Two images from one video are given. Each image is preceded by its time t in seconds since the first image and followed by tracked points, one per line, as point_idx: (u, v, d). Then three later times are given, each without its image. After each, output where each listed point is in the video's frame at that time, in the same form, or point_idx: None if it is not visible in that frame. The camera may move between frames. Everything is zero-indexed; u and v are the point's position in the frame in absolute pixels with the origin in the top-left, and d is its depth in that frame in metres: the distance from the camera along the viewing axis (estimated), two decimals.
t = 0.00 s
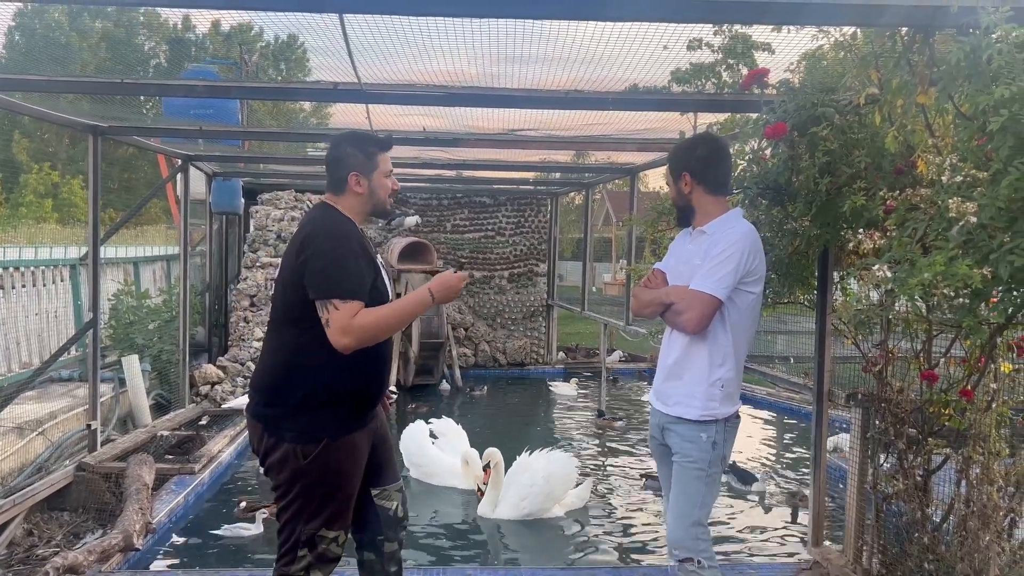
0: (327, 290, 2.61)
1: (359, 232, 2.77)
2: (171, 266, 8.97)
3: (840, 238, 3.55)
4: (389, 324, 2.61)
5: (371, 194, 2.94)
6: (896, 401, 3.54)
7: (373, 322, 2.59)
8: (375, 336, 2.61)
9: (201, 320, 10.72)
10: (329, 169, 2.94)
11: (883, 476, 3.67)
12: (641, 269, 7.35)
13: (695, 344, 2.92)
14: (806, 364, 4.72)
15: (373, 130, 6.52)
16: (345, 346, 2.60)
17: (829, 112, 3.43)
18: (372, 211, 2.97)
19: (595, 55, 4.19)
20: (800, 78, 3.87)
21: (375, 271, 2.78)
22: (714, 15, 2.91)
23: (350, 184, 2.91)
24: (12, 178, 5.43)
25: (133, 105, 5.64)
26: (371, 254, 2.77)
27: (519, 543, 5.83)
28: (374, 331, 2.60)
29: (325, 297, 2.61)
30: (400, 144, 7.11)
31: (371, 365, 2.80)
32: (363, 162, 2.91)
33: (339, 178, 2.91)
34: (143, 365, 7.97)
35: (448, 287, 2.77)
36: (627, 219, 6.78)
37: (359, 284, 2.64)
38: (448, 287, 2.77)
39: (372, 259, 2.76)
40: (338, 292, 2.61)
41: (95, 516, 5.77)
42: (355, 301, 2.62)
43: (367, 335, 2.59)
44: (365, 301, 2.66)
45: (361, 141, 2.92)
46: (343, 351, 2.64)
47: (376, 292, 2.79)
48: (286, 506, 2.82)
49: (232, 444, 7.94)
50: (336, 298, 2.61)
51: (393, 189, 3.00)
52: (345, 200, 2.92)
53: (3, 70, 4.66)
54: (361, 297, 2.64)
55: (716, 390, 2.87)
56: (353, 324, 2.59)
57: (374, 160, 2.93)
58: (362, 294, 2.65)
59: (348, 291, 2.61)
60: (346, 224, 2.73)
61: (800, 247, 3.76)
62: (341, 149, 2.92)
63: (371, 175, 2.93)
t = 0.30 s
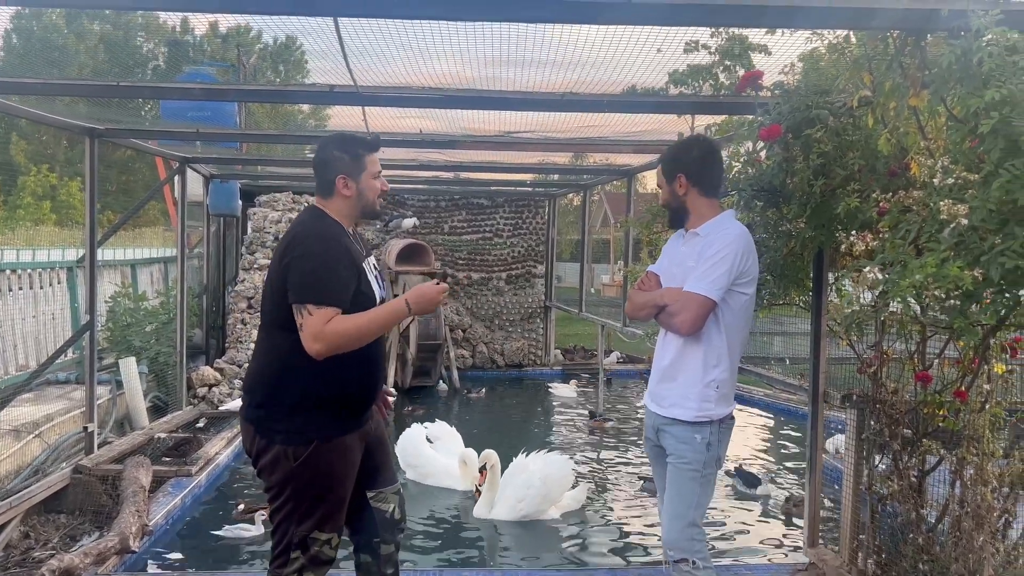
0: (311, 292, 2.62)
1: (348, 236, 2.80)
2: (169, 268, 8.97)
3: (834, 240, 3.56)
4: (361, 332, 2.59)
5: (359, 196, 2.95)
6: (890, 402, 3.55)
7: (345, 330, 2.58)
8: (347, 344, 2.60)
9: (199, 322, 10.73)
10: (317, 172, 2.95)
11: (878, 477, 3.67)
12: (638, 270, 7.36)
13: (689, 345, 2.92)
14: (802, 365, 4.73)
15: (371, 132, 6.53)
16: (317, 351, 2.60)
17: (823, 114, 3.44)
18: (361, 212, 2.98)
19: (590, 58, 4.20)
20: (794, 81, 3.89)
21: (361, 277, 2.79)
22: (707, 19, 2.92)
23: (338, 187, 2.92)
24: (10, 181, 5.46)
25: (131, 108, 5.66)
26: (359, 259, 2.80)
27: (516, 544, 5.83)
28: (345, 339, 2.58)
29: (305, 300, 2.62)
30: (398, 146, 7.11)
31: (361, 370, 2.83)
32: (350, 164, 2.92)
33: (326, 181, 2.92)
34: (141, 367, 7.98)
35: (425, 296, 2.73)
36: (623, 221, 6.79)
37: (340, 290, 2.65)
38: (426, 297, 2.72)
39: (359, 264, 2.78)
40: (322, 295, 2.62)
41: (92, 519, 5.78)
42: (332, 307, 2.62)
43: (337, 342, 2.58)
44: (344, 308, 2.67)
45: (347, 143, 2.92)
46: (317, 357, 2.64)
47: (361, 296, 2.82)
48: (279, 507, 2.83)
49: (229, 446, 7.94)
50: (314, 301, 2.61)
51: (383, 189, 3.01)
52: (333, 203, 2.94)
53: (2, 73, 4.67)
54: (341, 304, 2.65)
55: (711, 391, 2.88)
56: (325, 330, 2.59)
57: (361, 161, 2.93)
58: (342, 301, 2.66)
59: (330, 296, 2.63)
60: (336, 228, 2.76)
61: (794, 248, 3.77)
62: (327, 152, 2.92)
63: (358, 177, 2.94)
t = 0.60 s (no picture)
0: (299, 294, 2.62)
1: (338, 242, 2.82)
2: (166, 271, 8.96)
3: (830, 242, 3.57)
4: (344, 335, 2.61)
5: (350, 197, 2.96)
6: (886, 404, 3.55)
7: (329, 333, 2.60)
8: (331, 347, 2.62)
9: (196, 325, 10.71)
10: (308, 173, 2.95)
11: (875, 479, 3.68)
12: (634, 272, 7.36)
13: (686, 348, 2.92)
14: (799, 367, 4.73)
15: (367, 135, 6.53)
16: (301, 353, 2.61)
17: (819, 117, 3.46)
18: (353, 213, 2.99)
19: (587, 60, 4.20)
20: (790, 83, 3.90)
21: (351, 282, 2.80)
22: (704, 22, 2.93)
23: (329, 188, 2.93)
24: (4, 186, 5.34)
25: (128, 111, 5.65)
26: (348, 265, 2.81)
27: (514, 547, 5.83)
28: (330, 342, 2.60)
29: (292, 301, 2.62)
30: (395, 149, 7.11)
31: (354, 373, 2.84)
32: (340, 165, 2.93)
33: (317, 183, 2.93)
34: (137, 370, 7.96)
35: (413, 302, 2.72)
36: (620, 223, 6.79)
37: (327, 293, 2.66)
38: (415, 303, 2.72)
39: (348, 271, 2.80)
40: (310, 298, 2.63)
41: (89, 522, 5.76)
42: (317, 309, 2.63)
43: (322, 345, 2.60)
44: (330, 310, 2.67)
45: (337, 145, 2.93)
46: (303, 359, 2.66)
47: (352, 299, 2.82)
48: (271, 511, 2.83)
49: (226, 449, 7.93)
50: (300, 303, 2.62)
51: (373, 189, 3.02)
52: (324, 205, 2.94)
53: None
54: (328, 306, 2.66)
55: (707, 394, 2.88)
56: (310, 333, 2.60)
57: (351, 162, 2.94)
58: (329, 304, 2.67)
59: (318, 299, 2.64)
60: (326, 233, 2.78)
61: (791, 250, 3.78)
62: (318, 153, 2.92)
63: (349, 178, 2.95)
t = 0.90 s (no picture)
0: (294, 292, 2.62)
1: (332, 242, 2.82)
2: (163, 275, 8.94)
3: (827, 245, 3.56)
4: (335, 323, 2.56)
5: (344, 196, 2.95)
6: (884, 406, 3.54)
7: (322, 323, 2.56)
8: (325, 338, 2.57)
9: (193, 329, 10.69)
10: (300, 178, 2.96)
11: (873, 481, 3.67)
12: (632, 275, 7.35)
13: (684, 352, 2.92)
14: (796, 370, 4.72)
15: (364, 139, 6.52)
16: (300, 349, 2.59)
17: (815, 119, 3.46)
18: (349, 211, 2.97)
19: (584, 63, 4.20)
20: (787, 86, 3.90)
21: (345, 282, 2.80)
22: (700, 24, 2.92)
23: (321, 188, 2.92)
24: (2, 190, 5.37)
25: (125, 115, 5.65)
26: (342, 264, 2.81)
27: (512, 551, 5.82)
28: (324, 333, 2.56)
29: (288, 298, 2.62)
30: (392, 152, 7.10)
31: (350, 377, 2.82)
32: (331, 165, 2.92)
33: (310, 186, 2.93)
34: (134, 375, 7.94)
35: (404, 281, 2.63)
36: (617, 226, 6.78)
37: (321, 289, 2.66)
38: (405, 281, 2.63)
39: (341, 270, 2.80)
40: (305, 295, 2.62)
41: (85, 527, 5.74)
42: (310, 303, 2.62)
43: (316, 337, 2.56)
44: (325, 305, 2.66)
45: (327, 145, 2.93)
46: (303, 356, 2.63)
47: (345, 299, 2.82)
48: (267, 515, 2.83)
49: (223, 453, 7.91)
50: (294, 298, 2.62)
51: (367, 187, 3.00)
52: (319, 207, 2.94)
53: None
54: (322, 302, 2.65)
55: (706, 397, 2.87)
56: (305, 326, 2.58)
57: (342, 161, 2.94)
58: (324, 300, 2.66)
59: (313, 296, 2.63)
60: (320, 232, 2.78)
61: (788, 253, 3.77)
62: (308, 156, 2.93)
63: (341, 177, 2.94)
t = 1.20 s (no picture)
0: (297, 287, 2.62)
1: (338, 246, 2.83)
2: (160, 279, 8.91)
3: (826, 248, 3.55)
4: (334, 314, 2.54)
5: (354, 200, 2.96)
6: (885, 409, 3.53)
7: (319, 315, 2.54)
8: (326, 330, 2.55)
9: (190, 334, 10.66)
10: (309, 182, 2.97)
11: (873, 484, 3.65)
12: (630, 278, 7.35)
13: (685, 356, 2.91)
14: (795, 373, 4.72)
15: (362, 142, 6.51)
16: (300, 344, 2.57)
17: (814, 122, 3.46)
18: (358, 216, 2.99)
19: (583, 66, 4.19)
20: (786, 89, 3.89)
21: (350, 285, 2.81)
22: (700, 27, 2.92)
23: (332, 192, 2.94)
24: None
25: (123, 119, 5.64)
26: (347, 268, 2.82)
27: (511, 555, 5.81)
28: (324, 325, 2.54)
29: (290, 293, 2.62)
30: (390, 156, 7.09)
31: (356, 382, 2.81)
32: (342, 169, 2.94)
33: (320, 189, 2.94)
34: (131, 379, 7.92)
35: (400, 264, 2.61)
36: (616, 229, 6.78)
37: (326, 286, 2.66)
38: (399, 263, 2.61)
39: (347, 273, 2.80)
40: (308, 289, 2.62)
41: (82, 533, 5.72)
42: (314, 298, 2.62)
43: (315, 330, 2.55)
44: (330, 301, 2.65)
45: (337, 150, 2.95)
46: (305, 351, 2.62)
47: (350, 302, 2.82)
48: (271, 519, 2.83)
49: (221, 457, 7.88)
50: (298, 293, 2.61)
51: (375, 192, 3.03)
52: (329, 210, 2.95)
53: None
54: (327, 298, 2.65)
55: (707, 401, 2.86)
56: (304, 320, 2.57)
57: (352, 166, 2.95)
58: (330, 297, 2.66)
59: (315, 290, 2.63)
60: (327, 235, 2.80)
61: (786, 256, 3.76)
62: (319, 160, 2.94)
63: (351, 181, 2.96)
